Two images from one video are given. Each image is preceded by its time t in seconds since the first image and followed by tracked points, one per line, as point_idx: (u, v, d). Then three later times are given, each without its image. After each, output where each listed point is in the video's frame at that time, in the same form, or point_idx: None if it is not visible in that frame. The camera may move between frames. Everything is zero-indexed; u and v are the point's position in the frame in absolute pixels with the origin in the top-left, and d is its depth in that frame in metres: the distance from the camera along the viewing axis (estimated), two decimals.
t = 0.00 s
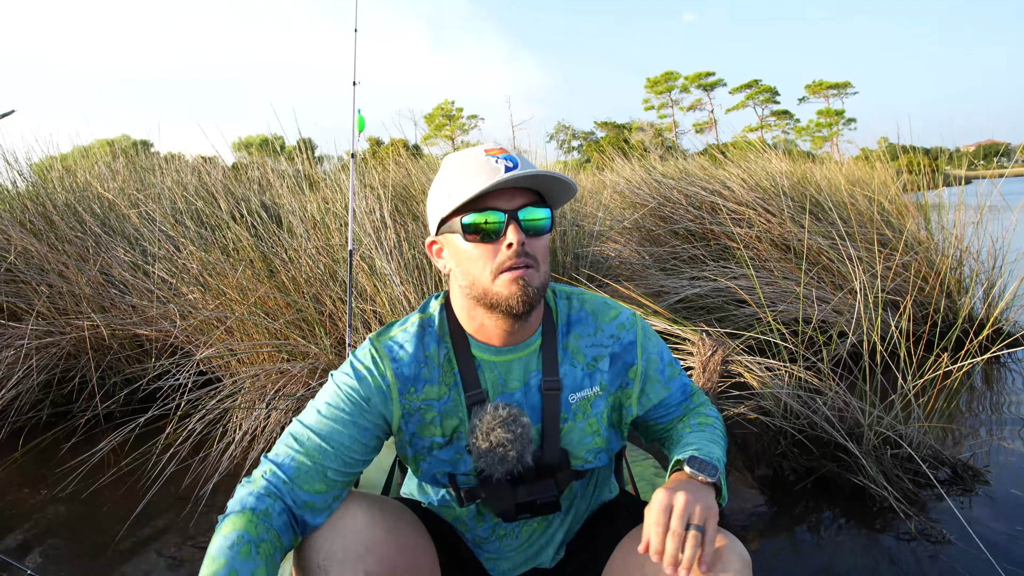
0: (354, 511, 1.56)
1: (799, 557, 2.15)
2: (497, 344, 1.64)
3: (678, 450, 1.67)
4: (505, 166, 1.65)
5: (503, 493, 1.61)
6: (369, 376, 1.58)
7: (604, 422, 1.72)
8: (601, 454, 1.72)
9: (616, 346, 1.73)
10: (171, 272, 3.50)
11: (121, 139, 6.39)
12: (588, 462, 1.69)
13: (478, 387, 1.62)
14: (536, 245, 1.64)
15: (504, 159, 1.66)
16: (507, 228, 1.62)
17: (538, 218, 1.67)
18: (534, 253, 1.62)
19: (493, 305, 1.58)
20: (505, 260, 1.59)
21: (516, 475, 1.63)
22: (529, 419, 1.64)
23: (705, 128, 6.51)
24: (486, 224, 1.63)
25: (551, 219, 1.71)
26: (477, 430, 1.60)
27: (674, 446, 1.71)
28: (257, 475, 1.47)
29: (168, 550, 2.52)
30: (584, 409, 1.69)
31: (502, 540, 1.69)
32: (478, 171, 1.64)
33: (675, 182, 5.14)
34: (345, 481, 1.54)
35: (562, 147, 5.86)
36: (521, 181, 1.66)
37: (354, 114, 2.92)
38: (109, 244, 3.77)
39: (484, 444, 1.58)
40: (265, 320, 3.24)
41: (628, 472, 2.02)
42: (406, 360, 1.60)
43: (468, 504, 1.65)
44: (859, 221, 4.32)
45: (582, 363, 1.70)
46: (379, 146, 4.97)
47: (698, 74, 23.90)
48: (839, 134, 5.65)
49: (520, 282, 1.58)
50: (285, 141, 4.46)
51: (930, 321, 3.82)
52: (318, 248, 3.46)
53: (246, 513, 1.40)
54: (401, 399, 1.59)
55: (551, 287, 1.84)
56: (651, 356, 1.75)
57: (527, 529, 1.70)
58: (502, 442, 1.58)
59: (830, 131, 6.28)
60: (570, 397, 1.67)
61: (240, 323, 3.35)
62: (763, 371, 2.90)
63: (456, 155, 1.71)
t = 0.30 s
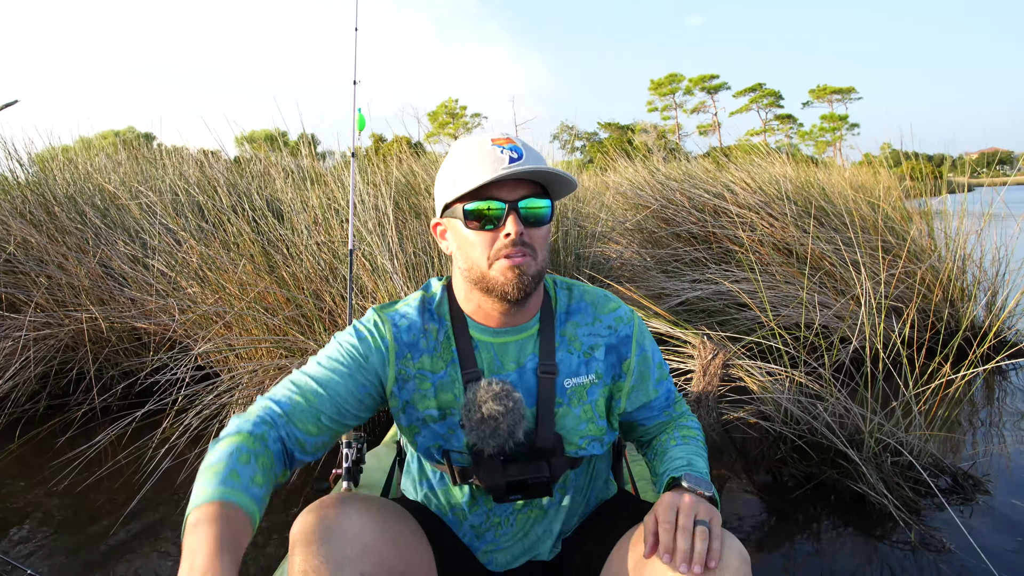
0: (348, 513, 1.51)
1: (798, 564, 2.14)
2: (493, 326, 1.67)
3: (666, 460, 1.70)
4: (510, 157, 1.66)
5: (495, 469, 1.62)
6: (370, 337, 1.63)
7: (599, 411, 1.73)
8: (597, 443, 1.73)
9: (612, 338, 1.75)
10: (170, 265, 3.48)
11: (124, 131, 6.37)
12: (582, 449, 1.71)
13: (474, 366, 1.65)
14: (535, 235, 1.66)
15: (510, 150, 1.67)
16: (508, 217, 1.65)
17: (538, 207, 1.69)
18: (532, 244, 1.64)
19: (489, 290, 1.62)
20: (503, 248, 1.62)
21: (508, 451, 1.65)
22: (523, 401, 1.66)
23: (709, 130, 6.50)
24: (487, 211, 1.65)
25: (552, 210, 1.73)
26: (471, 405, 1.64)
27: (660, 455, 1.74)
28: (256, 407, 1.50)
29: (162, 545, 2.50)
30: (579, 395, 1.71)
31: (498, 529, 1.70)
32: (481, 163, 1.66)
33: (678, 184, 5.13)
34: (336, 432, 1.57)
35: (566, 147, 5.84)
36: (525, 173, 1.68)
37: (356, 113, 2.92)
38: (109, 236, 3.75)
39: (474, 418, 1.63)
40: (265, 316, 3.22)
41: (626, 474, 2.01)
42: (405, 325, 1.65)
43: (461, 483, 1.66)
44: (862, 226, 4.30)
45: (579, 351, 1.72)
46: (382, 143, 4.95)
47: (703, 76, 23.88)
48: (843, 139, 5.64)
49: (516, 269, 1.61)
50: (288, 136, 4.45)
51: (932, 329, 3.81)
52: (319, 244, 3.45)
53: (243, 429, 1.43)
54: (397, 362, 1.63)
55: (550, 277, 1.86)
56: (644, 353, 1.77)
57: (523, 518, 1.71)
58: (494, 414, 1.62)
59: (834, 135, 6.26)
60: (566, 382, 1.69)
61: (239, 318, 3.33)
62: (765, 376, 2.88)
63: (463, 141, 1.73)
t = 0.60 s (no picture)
0: (332, 521, 1.50)
1: (794, 566, 2.14)
2: (491, 304, 1.85)
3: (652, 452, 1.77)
4: (508, 149, 1.82)
5: (487, 432, 1.73)
6: (380, 298, 1.82)
7: (591, 390, 1.85)
8: (588, 420, 1.85)
9: (604, 323, 1.91)
10: (170, 264, 3.48)
11: (125, 129, 6.36)
12: (573, 424, 1.82)
13: (473, 340, 1.81)
14: (529, 220, 1.84)
15: (508, 142, 1.84)
16: (505, 204, 1.82)
17: (534, 194, 1.86)
18: (527, 228, 1.82)
19: (488, 271, 1.79)
20: (501, 233, 1.80)
21: (499, 417, 1.77)
22: (518, 374, 1.80)
23: (710, 131, 6.49)
24: (486, 199, 1.83)
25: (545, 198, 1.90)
26: (465, 371, 1.78)
27: (646, 448, 1.81)
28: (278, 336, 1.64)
29: (161, 543, 2.50)
30: (572, 372, 1.84)
31: (493, 507, 1.79)
32: (481, 157, 1.82)
33: (678, 184, 5.12)
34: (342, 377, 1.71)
35: (567, 147, 5.84)
36: (523, 165, 1.84)
37: (356, 113, 2.92)
38: (109, 235, 3.75)
39: (468, 378, 1.77)
40: (264, 315, 3.22)
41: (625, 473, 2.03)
42: (412, 292, 1.84)
43: (456, 455, 1.77)
44: (863, 228, 4.30)
45: (572, 333, 1.88)
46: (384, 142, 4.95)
47: (705, 77, 23.83)
48: (844, 140, 5.63)
49: (512, 252, 1.78)
50: (289, 135, 4.44)
51: (932, 331, 3.81)
52: (320, 244, 3.45)
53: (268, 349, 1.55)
54: (402, 322, 1.80)
55: (547, 268, 2.03)
56: (634, 343, 1.92)
57: (517, 497, 1.79)
58: (485, 375, 1.76)
59: (835, 137, 6.26)
60: (558, 358, 1.84)
61: (238, 317, 3.32)
62: (763, 378, 2.87)
63: (464, 131, 1.89)
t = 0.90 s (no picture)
0: (338, 524, 1.54)
1: (794, 564, 2.13)
2: (495, 294, 1.91)
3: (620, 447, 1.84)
4: (516, 151, 1.86)
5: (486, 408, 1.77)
6: (387, 296, 1.89)
7: (587, 377, 1.88)
8: (584, 406, 1.87)
9: (602, 316, 1.94)
10: (167, 267, 3.47)
11: (121, 131, 6.35)
12: (569, 408, 1.85)
13: (474, 328, 1.87)
14: (537, 218, 1.87)
15: (516, 144, 1.87)
16: (514, 203, 1.85)
17: (540, 192, 1.87)
18: (534, 225, 1.85)
19: (497, 267, 1.84)
20: (509, 230, 1.83)
21: (498, 394, 1.81)
22: (517, 357, 1.85)
23: (708, 127, 6.47)
24: (495, 199, 1.85)
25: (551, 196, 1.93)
26: (468, 348, 1.82)
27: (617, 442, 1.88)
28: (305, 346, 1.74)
29: (160, 547, 2.50)
30: (569, 358, 1.88)
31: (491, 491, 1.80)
32: (490, 159, 1.86)
33: (676, 181, 5.11)
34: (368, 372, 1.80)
35: (565, 144, 5.82)
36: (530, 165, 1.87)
37: (356, 114, 2.92)
38: (105, 238, 3.74)
39: (470, 354, 1.81)
40: (262, 317, 3.21)
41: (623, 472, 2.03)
42: (417, 286, 1.91)
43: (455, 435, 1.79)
44: (861, 223, 4.29)
45: (570, 323, 1.92)
46: (381, 142, 4.93)
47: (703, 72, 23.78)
48: (842, 135, 5.61)
49: (520, 249, 1.82)
50: (286, 135, 4.42)
51: (931, 325, 3.80)
52: (317, 244, 3.44)
53: (307, 358, 1.67)
54: (411, 314, 1.87)
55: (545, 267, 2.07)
56: (629, 340, 1.96)
57: (517, 482, 1.80)
58: (487, 351, 1.80)
59: (832, 132, 6.25)
60: (556, 345, 1.88)
61: (236, 319, 3.31)
62: (762, 375, 2.87)
63: (473, 133, 1.92)
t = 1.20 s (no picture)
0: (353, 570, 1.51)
1: (796, 562, 2.11)
2: (487, 291, 1.89)
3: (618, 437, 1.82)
4: (503, 151, 1.85)
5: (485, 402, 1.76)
6: (378, 314, 1.88)
7: (585, 369, 1.86)
8: (583, 397, 1.86)
9: (597, 310, 1.92)
10: (160, 271, 3.44)
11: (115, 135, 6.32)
12: (568, 399, 1.84)
13: (469, 325, 1.86)
14: (527, 217, 1.85)
15: (503, 144, 1.86)
16: (504, 203, 1.83)
17: (529, 191, 1.86)
18: (525, 225, 1.83)
19: (490, 267, 1.83)
20: (501, 230, 1.81)
21: (496, 388, 1.78)
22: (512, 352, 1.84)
23: (704, 122, 6.44)
24: (485, 199, 1.83)
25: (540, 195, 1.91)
26: (463, 343, 1.80)
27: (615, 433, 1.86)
28: (305, 383, 1.78)
29: (155, 554, 2.48)
30: (565, 350, 1.86)
31: (495, 487, 1.80)
32: (479, 159, 1.84)
33: (672, 177, 5.09)
34: (368, 396, 1.83)
35: (560, 142, 5.80)
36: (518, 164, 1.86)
37: (357, 115, 2.90)
38: (98, 243, 3.71)
39: (465, 349, 1.79)
40: (256, 320, 3.18)
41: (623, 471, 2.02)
42: (405, 295, 1.89)
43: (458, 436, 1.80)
44: (858, 216, 4.27)
45: (565, 317, 1.89)
46: (377, 142, 4.91)
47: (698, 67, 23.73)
48: (838, 128, 5.59)
49: (512, 248, 1.81)
50: (280, 137, 4.39)
51: (930, 318, 3.79)
52: (311, 246, 3.41)
53: (310, 399, 1.71)
54: (403, 324, 1.85)
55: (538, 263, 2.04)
56: (623, 331, 1.94)
57: (519, 476, 1.80)
58: (482, 345, 1.78)
59: (828, 125, 6.22)
60: (552, 338, 1.86)
61: (231, 323, 3.29)
62: (761, 371, 2.86)
63: (461, 135, 1.91)
